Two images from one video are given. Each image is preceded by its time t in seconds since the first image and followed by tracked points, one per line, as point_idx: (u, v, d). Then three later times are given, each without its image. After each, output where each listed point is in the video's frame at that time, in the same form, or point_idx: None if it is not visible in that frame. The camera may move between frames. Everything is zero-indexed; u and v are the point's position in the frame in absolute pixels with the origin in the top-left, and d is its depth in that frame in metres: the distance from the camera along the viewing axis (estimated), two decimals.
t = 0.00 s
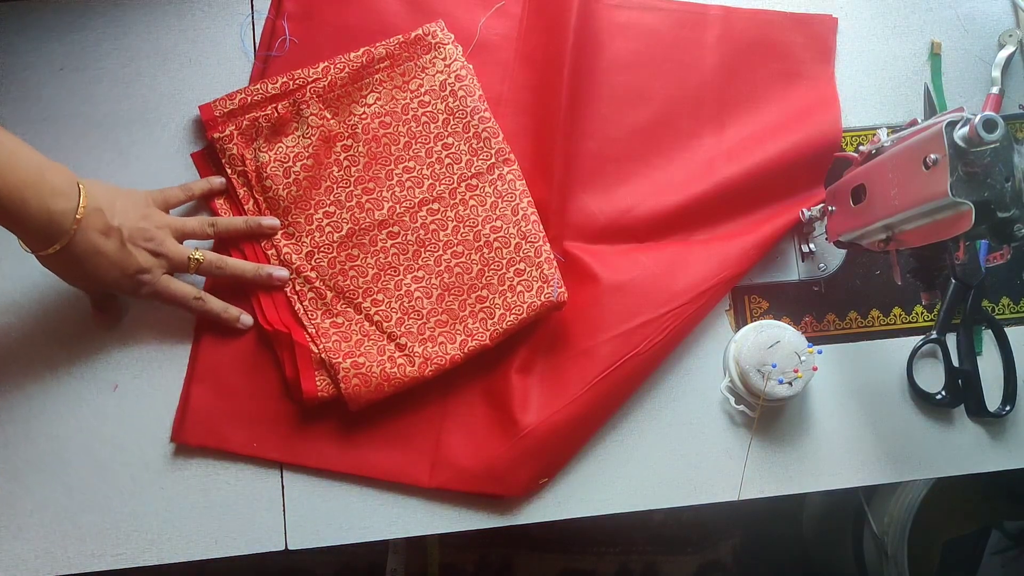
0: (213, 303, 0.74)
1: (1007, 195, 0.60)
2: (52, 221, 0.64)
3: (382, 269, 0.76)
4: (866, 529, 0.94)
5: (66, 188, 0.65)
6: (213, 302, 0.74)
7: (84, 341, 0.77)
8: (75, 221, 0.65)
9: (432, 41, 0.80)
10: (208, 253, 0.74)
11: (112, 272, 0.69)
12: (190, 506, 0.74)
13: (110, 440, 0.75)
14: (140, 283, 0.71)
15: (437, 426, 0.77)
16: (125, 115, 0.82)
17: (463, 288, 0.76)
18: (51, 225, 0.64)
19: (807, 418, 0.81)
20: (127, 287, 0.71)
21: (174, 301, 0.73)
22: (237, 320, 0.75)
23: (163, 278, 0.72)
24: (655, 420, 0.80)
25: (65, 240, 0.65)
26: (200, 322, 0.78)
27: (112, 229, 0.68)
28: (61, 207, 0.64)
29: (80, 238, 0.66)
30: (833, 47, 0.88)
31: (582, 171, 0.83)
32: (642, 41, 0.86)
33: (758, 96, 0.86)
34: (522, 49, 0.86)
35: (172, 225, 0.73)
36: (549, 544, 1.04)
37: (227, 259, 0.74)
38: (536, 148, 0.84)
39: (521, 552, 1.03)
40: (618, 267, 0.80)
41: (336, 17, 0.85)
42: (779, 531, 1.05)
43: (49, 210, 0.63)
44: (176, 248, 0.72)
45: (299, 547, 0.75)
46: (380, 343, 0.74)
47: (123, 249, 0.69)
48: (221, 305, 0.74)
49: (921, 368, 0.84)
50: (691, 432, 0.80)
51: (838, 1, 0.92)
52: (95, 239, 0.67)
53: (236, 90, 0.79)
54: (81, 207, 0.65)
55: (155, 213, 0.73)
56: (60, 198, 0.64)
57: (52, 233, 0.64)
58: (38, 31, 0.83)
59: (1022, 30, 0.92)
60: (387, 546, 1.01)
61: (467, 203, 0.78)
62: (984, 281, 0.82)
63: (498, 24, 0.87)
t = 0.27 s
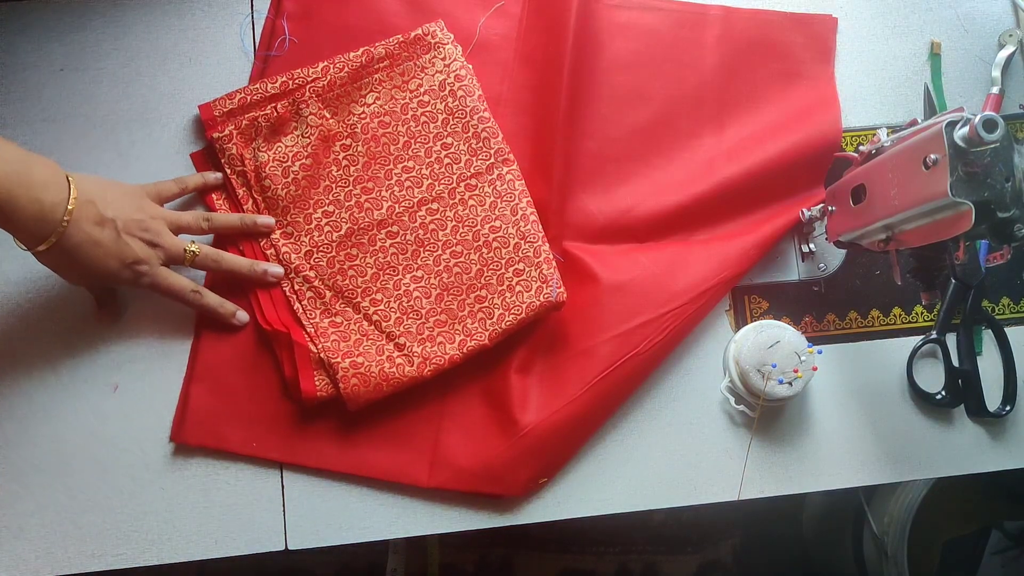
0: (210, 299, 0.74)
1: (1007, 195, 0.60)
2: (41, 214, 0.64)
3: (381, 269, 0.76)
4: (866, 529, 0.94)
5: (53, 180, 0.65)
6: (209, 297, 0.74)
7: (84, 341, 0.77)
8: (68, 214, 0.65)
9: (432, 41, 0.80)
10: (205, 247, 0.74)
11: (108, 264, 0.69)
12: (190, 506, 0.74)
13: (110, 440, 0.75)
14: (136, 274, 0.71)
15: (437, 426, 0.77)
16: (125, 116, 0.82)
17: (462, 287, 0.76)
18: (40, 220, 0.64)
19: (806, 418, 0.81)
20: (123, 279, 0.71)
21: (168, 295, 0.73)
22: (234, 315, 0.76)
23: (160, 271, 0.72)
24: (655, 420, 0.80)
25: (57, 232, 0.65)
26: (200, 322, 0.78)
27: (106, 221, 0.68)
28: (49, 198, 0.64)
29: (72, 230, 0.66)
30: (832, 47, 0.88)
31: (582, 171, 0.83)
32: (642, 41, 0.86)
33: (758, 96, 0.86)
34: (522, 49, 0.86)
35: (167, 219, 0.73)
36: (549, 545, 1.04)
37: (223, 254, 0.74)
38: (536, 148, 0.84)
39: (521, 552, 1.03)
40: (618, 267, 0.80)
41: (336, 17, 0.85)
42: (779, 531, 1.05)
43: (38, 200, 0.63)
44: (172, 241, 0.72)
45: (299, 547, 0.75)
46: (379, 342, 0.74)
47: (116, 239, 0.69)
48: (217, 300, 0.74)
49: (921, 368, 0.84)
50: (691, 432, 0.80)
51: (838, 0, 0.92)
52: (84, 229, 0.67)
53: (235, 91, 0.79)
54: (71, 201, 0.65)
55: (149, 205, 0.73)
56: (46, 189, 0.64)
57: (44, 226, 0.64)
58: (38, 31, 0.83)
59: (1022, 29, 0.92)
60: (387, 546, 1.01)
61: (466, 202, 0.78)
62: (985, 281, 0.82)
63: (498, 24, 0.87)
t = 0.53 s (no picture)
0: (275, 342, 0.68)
1: (1007, 195, 0.60)
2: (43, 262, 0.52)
3: (381, 269, 0.76)
4: (866, 529, 0.94)
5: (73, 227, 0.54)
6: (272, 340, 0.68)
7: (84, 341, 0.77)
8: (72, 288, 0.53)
9: (432, 41, 0.80)
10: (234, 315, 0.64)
11: (183, 335, 0.57)
12: (189, 506, 0.74)
13: (110, 440, 0.75)
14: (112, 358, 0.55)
15: (437, 425, 0.77)
16: (125, 116, 0.82)
17: (463, 287, 0.76)
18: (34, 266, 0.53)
19: (807, 418, 0.81)
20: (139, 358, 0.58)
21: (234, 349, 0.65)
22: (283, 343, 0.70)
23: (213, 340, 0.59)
24: (655, 420, 0.80)
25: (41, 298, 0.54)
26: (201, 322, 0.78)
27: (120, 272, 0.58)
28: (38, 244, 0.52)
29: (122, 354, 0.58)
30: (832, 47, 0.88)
31: (582, 171, 0.83)
32: (642, 41, 0.86)
33: (758, 97, 0.86)
34: (522, 48, 0.86)
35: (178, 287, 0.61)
36: (549, 545, 1.04)
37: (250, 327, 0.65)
38: (536, 148, 0.84)
39: (521, 552, 1.03)
40: (618, 267, 0.80)
41: (335, 17, 0.85)
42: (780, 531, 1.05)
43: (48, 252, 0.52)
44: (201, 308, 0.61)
45: (299, 547, 0.75)
46: (380, 342, 0.74)
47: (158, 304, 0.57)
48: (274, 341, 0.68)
49: (921, 368, 0.84)
50: (691, 432, 0.80)
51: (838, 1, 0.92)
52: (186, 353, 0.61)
53: (236, 91, 0.79)
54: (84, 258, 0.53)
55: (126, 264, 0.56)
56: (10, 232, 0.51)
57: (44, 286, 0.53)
58: (38, 31, 0.83)
59: (1022, 30, 0.92)
60: (387, 546, 1.01)
61: (466, 202, 0.78)
62: (984, 281, 0.82)
63: (498, 24, 0.87)
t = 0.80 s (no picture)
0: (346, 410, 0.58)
1: (1007, 195, 0.60)
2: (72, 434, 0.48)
3: (381, 269, 0.76)
4: (866, 529, 0.94)
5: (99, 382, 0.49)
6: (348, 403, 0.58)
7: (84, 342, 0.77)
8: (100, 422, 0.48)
9: (432, 41, 0.80)
10: (304, 399, 0.57)
11: (261, 446, 0.53)
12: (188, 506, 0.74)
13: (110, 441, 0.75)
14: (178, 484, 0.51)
15: (437, 425, 0.77)
16: (125, 116, 0.82)
17: (463, 287, 0.76)
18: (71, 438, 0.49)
19: (807, 419, 0.81)
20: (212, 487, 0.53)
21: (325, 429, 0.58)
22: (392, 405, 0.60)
23: (267, 440, 0.53)
24: (655, 420, 0.80)
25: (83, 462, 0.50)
26: (201, 322, 0.78)
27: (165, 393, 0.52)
28: (75, 422, 0.47)
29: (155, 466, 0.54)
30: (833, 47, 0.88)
31: (581, 171, 0.83)
32: (642, 41, 0.86)
33: (758, 97, 0.86)
34: (522, 49, 0.86)
35: (235, 401, 0.55)
36: (549, 545, 1.04)
37: (332, 399, 0.58)
38: (536, 149, 0.84)
39: (521, 552, 1.03)
40: (618, 267, 0.80)
41: (335, 18, 0.85)
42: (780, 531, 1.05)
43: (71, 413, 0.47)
44: (270, 400, 0.56)
45: (299, 547, 0.75)
46: (380, 342, 0.74)
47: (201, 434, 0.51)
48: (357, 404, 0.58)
49: (921, 368, 0.84)
50: (691, 432, 0.80)
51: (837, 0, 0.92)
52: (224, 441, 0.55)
53: (235, 91, 0.79)
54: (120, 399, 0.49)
55: (179, 399, 0.52)
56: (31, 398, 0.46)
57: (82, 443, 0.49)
58: (38, 31, 0.83)
59: (1022, 29, 0.92)
60: (387, 546, 1.02)
61: (466, 202, 0.78)
62: (984, 281, 0.82)
63: (498, 24, 0.87)
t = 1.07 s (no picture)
0: (289, 362, 0.58)
1: (1007, 195, 0.60)
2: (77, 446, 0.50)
3: (382, 269, 0.76)
4: (866, 529, 0.94)
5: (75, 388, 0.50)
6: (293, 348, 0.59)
7: (84, 342, 0.77)
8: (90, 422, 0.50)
9: (432, 41, 0.80)
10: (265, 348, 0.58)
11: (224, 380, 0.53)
12: (187, 507, 0.74)
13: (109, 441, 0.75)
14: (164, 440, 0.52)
15: (437, 425, 0.77)
16: (125, 116, 0.82)
17: (463, 287, 0.76)
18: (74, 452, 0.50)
19: (807, 419, 0.81)
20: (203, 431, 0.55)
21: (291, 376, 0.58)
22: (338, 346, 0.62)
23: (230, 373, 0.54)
24: (655, 420, 0.80)
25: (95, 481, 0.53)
26: (201, 322, 0.78)
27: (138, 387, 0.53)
28: (73, 432, 0.49)
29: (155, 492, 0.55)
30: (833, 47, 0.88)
31: (581, 171, 0.83)
32: (642, 41, 0.86)
33: (758, 97, 0.86)
34: (522, 49, 0.86)
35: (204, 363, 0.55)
36: (549, 545, 1.04)
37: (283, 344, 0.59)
38: (536, 149, 0.84)
39: (521, 552, 1.03)
40: (618, 267, 0.80)
41: (336, 18, 0.85)
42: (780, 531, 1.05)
43: (49, 426, 0.48)
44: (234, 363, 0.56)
45: (299, 547, 0.75)
46: (380, 342, 0.74)
47: (170, 399, 0.51)
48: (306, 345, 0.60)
49: (921, 368, 0.84)
50: (691, 432, 0.80)
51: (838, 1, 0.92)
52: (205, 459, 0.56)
53: (235, 91, 0.79)
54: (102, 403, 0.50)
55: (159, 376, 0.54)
56: (5, 430, 0.47)
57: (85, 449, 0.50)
58: (38, 31, 0.83)
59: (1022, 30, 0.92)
60: (387, 546, 1.01)
61: (466, 202, 0.78)
62: (985, 281, 0.82)
63: (498, 24, 0.87)
